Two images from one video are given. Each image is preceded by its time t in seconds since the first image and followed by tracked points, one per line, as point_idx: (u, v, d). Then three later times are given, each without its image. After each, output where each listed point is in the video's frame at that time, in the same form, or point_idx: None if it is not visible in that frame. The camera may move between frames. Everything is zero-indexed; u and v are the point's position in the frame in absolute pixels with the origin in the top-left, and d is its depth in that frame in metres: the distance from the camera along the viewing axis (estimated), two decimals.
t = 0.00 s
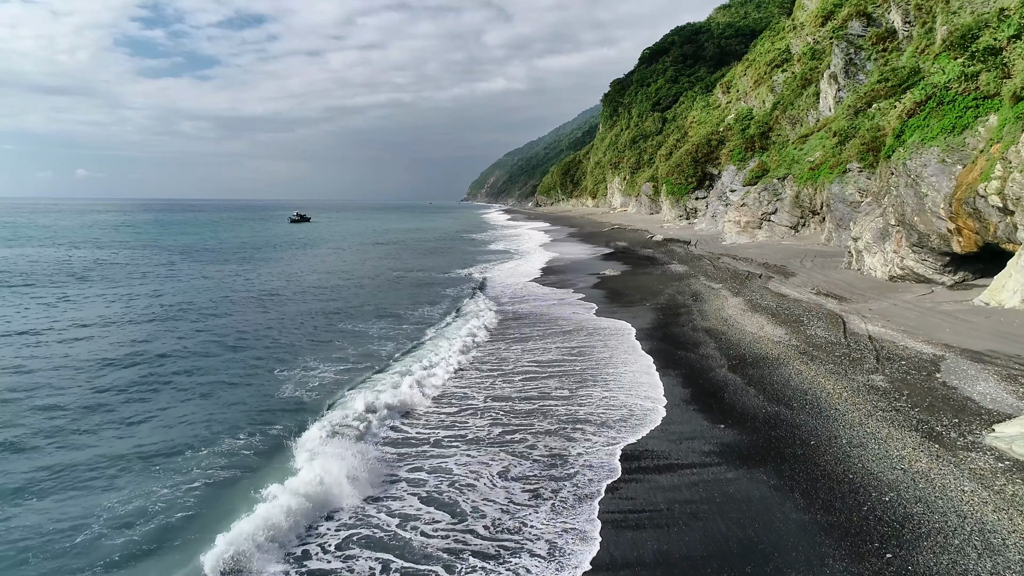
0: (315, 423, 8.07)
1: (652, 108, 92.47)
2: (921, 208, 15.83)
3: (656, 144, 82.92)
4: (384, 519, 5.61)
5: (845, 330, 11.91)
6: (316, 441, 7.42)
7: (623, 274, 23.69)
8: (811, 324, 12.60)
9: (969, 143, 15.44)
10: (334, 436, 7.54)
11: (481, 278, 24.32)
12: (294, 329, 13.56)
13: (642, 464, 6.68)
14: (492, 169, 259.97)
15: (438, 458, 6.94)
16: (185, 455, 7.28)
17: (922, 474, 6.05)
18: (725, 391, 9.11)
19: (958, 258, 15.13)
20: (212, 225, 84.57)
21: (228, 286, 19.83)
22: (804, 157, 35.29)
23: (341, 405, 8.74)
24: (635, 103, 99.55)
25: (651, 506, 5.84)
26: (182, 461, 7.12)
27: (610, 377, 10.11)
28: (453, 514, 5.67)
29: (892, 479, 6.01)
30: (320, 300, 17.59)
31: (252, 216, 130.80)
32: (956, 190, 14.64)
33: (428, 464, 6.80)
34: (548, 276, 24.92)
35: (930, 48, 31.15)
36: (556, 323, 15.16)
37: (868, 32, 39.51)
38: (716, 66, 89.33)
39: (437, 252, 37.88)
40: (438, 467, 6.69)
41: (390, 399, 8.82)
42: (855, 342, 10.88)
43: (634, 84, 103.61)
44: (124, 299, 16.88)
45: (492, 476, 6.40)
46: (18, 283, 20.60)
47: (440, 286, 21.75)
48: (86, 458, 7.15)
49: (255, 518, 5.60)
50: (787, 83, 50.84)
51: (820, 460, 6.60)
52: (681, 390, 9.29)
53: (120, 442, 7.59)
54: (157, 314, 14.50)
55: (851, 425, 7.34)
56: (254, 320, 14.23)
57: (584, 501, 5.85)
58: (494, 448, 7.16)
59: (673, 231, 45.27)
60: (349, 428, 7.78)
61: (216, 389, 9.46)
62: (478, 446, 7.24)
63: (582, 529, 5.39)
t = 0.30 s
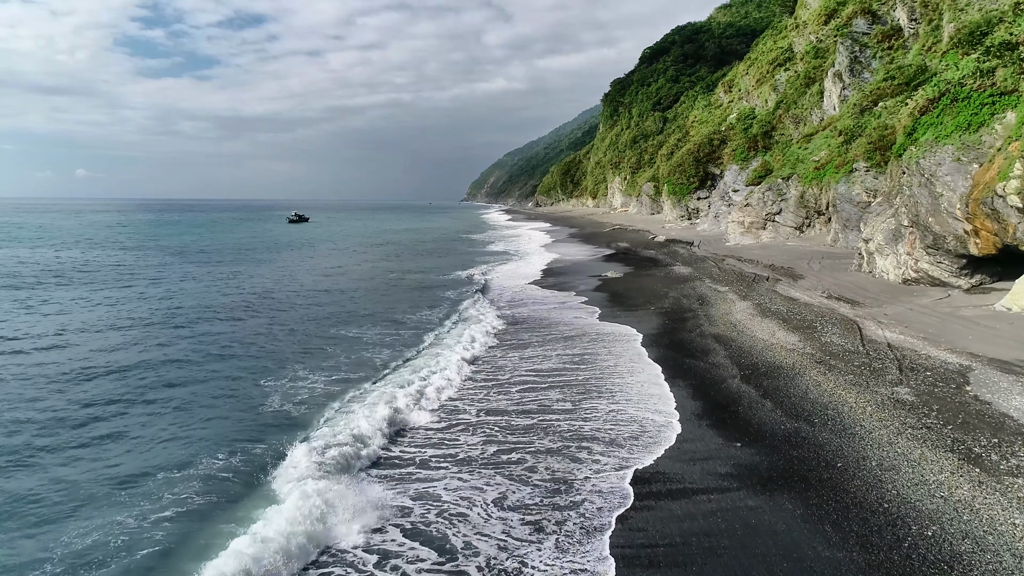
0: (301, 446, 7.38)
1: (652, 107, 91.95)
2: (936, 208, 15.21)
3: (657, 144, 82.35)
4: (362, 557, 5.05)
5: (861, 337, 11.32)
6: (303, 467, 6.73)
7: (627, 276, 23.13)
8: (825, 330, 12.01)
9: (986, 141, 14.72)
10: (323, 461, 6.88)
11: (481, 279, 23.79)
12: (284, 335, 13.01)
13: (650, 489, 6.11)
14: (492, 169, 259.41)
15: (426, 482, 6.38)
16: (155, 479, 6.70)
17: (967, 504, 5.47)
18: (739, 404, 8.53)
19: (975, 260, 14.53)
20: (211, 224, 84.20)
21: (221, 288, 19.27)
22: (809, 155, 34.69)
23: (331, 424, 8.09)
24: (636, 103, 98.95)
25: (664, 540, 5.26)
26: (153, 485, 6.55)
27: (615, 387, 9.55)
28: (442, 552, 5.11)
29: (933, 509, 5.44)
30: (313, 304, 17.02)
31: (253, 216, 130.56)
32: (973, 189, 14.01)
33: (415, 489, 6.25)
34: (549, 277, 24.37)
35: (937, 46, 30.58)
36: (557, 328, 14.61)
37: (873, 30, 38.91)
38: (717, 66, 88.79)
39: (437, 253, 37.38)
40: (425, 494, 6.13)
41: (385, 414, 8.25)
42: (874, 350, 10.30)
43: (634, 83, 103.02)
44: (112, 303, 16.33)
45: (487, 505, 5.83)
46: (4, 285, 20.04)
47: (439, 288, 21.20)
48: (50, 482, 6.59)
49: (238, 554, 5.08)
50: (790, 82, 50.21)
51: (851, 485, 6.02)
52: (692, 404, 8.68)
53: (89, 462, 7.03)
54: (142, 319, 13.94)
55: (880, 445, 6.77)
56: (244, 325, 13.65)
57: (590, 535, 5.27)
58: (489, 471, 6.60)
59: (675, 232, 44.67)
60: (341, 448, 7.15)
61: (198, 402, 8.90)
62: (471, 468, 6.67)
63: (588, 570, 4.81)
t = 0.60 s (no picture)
0: (287, 472, 6.74)
1: (653, 107, 91.38)
2: (953, 209, 14.58)
3: (658, 144, 81.79)
4: None
5: (879, 344, 10.73)
6: (290, 495, 6.14)
7: (631, 278, 22.55)
8: (841, 337, 11.43)
9: (1003, 139, 14.05)
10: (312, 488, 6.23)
11: (480, 281, 23.20)
12: (274, 341, 12.44)
13: (663, 519, 5.53)
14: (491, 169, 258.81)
15: (407, 511, 5.84)
16: (120, 507, 6.13)
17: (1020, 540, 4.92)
18: (755, 419, 7.95)
19: (993, 263, 13.84)
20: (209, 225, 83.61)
21: (211, 292, 18.70)
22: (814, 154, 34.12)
23: (321, 444, 7.47)
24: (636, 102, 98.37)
25: None
26: (118, 515, 5.97)
27: (620, 400, 9.01)
28: None
29: (983, 547, 4.88)
30: (307, 307, 16.45)
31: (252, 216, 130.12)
32: (991, 189, 13.37)
33: (398, 519, 5.70)
34: (550, 280, 23.80)
35: (944, 44, 29.97)
36: (559, 333, 14.02)
37: (878, 28, 38.30)
38: (718, 65, 88.27)
39: (437, 254, 36.84)
40: (408, 525, 5.58)
41: (378, 433, 7.64)
42: (895, 359, 9.71)
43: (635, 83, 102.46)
44: (98, 307, 15.76)
45: (481, 541, 5.26)
46: None
47: (438, 291, 20.63)
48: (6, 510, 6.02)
49: None
50: (793, 81, 49.61)
51: (887, 515, 5.45)
52: (705, 419, 8.11)
53: (52, 488, 6.46)
54: (126, 325, 13.36)
55: (914, 468, 6.20)
56: (232, 331, 13.07)
57: None
58: (482, 498, 6.03)
59: (677, 232, 44.08)
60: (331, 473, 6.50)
61: (176, 417, 8.34)
62: (460, 494, 6.14)
63: None
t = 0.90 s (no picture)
0: (273, 503, 6.12)
1: (653, 106, 90.81)
2: (970, 209, 13.96)
3: (658, 144, 81.26)
4: None
5: (900, 352, 10.13)
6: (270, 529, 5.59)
7: (634, 281, 21.96)
8: (857, 345, 10.84)
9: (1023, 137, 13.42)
10: (300, 524, 5.62)
11: (480, 284, 22.63)
12: (262, 348, 11.86)
13: (677, 555, 4.99)
14: (491, 169, 258.26)
15: (386, 547, 5.35)
16: (79, 542, 5.57)
17: None
18: (774, 436, 7.36)
19: (1013, 266, 13.17)
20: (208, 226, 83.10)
21: (201, 296, 18.11)
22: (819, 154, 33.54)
23: (310, 467, 6.86)
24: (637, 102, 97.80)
25: None
26: (75, 552, 5.42)
27: (624, 414, 8.46)
28: None
29: None
30: (299, 312, 15.87)
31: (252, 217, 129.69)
32: (1010, 189, 12.76)
33: (372, 555, 5.23)
34: (552, 282, 23.21)
35: (952, 41, 29.34)
36: (561, 339, 13.44)
37: (884, 25, 37.66)
38: (719, 65, 87.72)
39: (437, 255, 36.26)
40: (385, 564, 5.09)
41: (370, 454, 7.05)
42: (919, 370, 9.11)
43: (635, 82, 101.75)
44: (82, 312, 15.19)
45: None
46: None
47: (436, 294, 20.03)
48: None
49: None
50: (796, 80, 49.01)
51: (930, 554, 4.87)
52: (719, 437, 7.53)
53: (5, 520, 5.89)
54: (108, 332, 12.78)
55: (955, 496, 5.61)
56: (219, 338, 12.50)
57: None
58: (471, 531, 5.52)
59: (679, 232, 43.50)
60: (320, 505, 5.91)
61: (150, 435, 7.75)
62: (446, 525, 5.63)
63: None
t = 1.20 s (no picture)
0: (252, 539, 5.51)
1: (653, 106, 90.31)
2: (988, 210, 13.37)
3: (659, 144, 80.76)
4: None
5: (923, 362, 9.53)
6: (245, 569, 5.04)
7: (638, 283, 21.39)
8: (876, 353, 10.25)
9: None
10: (283, 567, 5.03)
11: (480, 286, 22.11)
12: (248, 357, 11.28)
13: None
14: (491, 169, 257.69)
15: None
16: None
17: None
18: (796, 458, 6.77)
19: None
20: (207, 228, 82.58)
21: (190, 299, 17.52)
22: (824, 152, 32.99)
23: (292, 495, 6.27)
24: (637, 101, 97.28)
25: None
26: None
27: (629, 430, 7.91)
28: None
29: None
30: (291, 316, 15.29)
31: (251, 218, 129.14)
32: None
33: None
34: (553, 284, 22.63)
35: (959, 38, 28.78)
36: (563, 345, 12.85)
37: (888, 23, 37.08)
38: (720, 64, 87.27)
39: (436, 256, 35.66)
40: None
41: (359, 481, 6.46)
42: (946, 381, 8.51)
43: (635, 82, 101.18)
44: (66, 318, 14.62)
45: None
46: None
47: (434, 298, 19.46)
48: None
49: None
50: (799, 79, 48.51)
51: None
52: (735, 458, 6.93)
53: None
54: (88, 340, 12.19)
55: (1006, 533, 5.02)
56: (205, 345, 11.92)
57: None
58: (459, 572, 4.99)
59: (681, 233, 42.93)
60: (303, 543, 5.32)
61: (119, 456, 7.15)
62: (429, 564, 5.10)
63: None
